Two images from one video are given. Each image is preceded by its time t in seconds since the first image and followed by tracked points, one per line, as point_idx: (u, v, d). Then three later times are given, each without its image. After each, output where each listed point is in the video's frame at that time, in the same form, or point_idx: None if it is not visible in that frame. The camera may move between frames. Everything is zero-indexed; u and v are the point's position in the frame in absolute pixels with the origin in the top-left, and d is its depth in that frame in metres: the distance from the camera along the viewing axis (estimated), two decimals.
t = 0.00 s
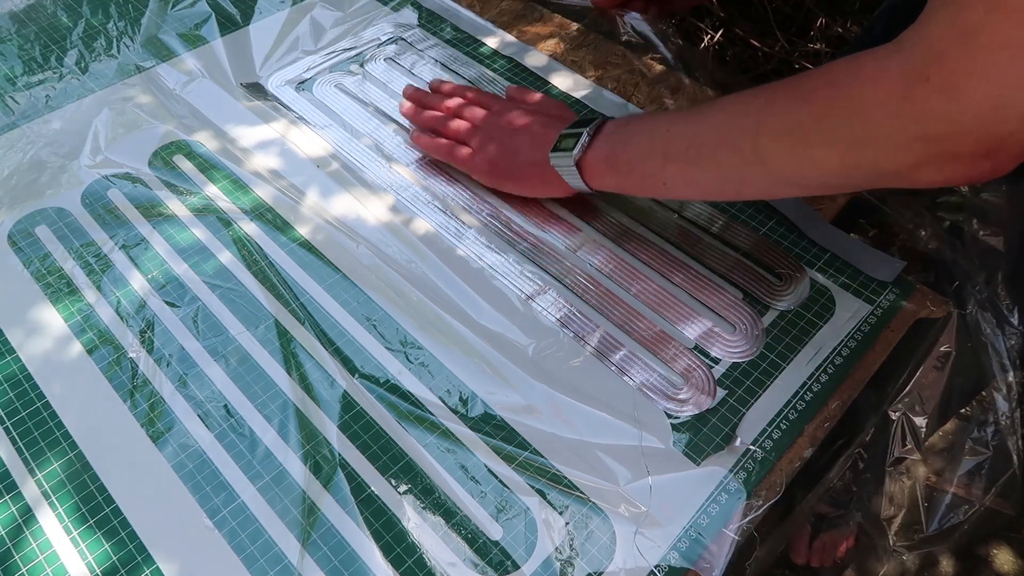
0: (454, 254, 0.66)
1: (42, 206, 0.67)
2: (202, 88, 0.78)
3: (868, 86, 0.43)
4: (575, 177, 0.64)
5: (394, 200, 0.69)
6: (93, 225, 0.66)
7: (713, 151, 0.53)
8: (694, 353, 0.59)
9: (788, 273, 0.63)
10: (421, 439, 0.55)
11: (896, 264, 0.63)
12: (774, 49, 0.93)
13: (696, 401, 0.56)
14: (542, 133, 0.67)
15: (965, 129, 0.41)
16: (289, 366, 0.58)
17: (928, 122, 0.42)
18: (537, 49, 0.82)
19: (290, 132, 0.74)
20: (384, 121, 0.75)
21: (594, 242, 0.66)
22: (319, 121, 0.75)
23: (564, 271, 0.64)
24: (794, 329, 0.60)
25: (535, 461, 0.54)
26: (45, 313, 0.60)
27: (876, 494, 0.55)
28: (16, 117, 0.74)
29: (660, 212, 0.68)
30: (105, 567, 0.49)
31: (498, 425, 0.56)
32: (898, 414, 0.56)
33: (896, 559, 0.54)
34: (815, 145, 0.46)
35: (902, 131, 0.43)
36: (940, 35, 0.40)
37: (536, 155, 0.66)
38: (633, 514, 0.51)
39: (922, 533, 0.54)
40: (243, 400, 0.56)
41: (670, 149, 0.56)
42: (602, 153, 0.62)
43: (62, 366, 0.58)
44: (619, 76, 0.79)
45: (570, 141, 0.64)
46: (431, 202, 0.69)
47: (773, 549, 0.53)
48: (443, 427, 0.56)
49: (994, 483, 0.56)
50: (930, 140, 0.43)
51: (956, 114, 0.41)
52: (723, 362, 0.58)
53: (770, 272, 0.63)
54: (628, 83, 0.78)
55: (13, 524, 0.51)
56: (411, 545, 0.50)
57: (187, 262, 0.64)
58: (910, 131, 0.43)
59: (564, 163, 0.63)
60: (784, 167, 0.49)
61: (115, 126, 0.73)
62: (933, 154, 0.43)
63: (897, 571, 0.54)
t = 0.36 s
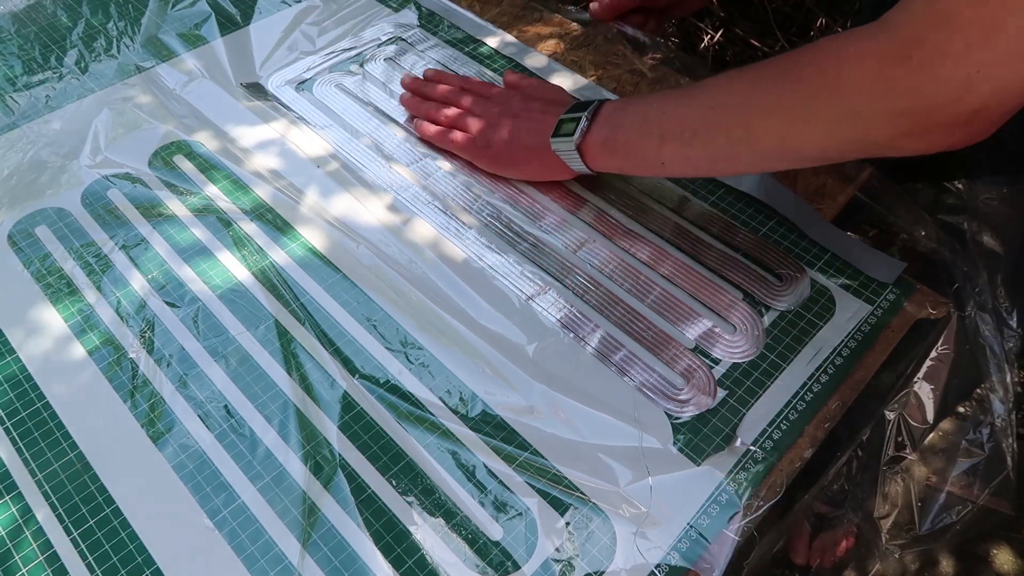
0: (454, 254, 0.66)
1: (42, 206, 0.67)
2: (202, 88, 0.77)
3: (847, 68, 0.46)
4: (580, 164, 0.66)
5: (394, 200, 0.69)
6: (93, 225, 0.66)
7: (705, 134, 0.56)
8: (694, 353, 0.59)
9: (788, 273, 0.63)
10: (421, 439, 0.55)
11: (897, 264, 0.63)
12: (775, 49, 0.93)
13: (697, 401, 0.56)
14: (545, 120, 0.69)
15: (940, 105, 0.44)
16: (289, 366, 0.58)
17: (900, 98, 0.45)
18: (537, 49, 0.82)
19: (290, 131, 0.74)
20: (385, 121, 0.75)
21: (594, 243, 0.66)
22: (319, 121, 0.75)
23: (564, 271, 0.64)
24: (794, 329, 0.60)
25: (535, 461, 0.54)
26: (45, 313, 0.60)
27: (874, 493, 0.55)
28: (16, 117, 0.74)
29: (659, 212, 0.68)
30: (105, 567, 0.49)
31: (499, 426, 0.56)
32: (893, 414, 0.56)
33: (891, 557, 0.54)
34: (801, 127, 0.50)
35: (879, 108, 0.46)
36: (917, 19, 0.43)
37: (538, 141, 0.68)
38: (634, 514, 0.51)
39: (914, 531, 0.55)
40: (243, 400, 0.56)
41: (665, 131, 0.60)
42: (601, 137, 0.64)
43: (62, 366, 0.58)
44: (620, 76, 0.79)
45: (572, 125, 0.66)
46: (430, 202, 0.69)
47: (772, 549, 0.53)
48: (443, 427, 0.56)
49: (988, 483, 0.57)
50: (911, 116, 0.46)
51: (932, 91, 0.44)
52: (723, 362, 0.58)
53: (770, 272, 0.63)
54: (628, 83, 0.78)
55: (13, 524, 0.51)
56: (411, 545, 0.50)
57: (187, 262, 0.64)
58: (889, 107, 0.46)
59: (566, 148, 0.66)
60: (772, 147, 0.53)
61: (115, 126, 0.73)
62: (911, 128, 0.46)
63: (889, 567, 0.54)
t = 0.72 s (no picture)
0: (454, 254, 0.66)
1: (42, 206, 0.67)
2: (202, 88, 0.78)
3: (916, 45, 0.47)
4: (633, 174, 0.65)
5: (395, 201, 0.69)
6: (93, 225, 0.66)
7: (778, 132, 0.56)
8: (695, 354, 0.59)
9: (789, 273, 0.63)
10: (422, 440, 0.55)
11: (897, 265, 0.63)
12: (775, 49, 0.94)
13: (697, 402, 0.56)
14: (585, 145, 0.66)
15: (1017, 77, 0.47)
16: (289, 366, 0.58)
17: (985, 77, 0.47)
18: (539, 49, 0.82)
19: (290, 131, 0.74)
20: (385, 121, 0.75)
21: (594, 243, 0.66)
22: (319, 121, 0.75)
23: (565, 271, 0.64)
24: (794, 329, 0.60)
25: (535, 461, 0.54)
26: (46, 313, 0.60)
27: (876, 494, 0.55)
28: (16, 117, 0.74)
29: (660, 212, 0.67)
30: (105, 567, 0.49)
31: (499, 426, 0.56)
32: (899, 417, 0.56)
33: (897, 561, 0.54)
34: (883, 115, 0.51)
35: (963, 84, 0.48)
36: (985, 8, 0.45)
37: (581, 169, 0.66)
38: (634, 514, 0.51)
39: (926, 538, 0.54)
40: (243, 400, 0.56)
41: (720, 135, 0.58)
42: (655, 143, 0.63)
43: (62, 366, 0.58)
44: (620, 77, 0.79)
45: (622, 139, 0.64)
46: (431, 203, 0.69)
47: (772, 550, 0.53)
48: (444, 427, 0.56)
49: (997, 486, 0.56)
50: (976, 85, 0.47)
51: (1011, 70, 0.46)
52: (723, 362, 0.58)
53: (771, 272, 0.63)
54: (628, 83, 0.78)
55: (13, 524, 0.51)
56: (411, 545, 0.50)
57: (187, 262, 0.64)
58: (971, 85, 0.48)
59: (621, 163, 0.64)
60: (849, 131, 0.53)
61: (116, 126, 0.73)
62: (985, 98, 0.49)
63: (898, 572, 0.54)
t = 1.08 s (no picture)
0: (453, 254, 0.66)
1: (42, 206, 0.67)
2: (201, 87, 0.78)
3: None
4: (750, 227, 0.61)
5: (395, 200, 0.69)
6: (93, 225, 0.66)
7: (900, 157, 0.45)
8: (694, 353, 0.59)
9: (789, 272, 0.63)
10: (421, 439, 0.55)
11: (896, 265, 0.63)
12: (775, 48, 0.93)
13: (697, 401, 0.56)
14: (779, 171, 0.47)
15: None
16: (289, 366, 0.58)
17: None
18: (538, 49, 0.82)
19: (290, 131, 0.74)
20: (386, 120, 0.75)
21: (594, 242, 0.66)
22: (319, 121, 0.75)
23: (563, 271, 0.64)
24: (794, 328, 0.60)
25: (535, 460, 0.54)
26: (45, 313, 0.60)
27: (877, 494, 0.56)
28: (16, 117, 0.74)
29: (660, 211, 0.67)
30: (104, 567, 0.49)
31: (498, 425, 0.56)
32: (901, 418, 0.57)
33: (901, 560, 0.56)
34: None
35: None
36: None
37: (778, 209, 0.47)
38: (633, 513, 0.51)
39: (931, 538, 0.57)
40: (243, 400, 0.56)
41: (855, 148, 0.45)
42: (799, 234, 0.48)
43: (62, 366, 0.58)
44: (620, 77, 0.79)
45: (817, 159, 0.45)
46: (431, 202, 0.69)
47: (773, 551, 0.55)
48: (443, 427, 0.55)
49: (999, 486, 0.59)
50: None
51: None
52: (723, 362, 0.58)
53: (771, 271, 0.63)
54: (628, 83, 0.79)
55: (13, 524, 0.51)
56: (411, 545, 0.50)
57: (187, 262, 0.64)
58: None
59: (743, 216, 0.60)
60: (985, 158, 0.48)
61: (115, 126, 0.73)
62: None
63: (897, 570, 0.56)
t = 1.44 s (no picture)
0: (453, 254, 0.66)
1: (42, 206, 0.67)
2: (202, 87, 0.78)
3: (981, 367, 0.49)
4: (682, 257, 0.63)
5: (394, 200, 0.69)
6: (94, 225, 0.66)
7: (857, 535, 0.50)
8: (693, 353, 0.59)
9: (788, 273, 0.63)
10: (421, 439, 0.55)
11: (895, 265, 0.63)
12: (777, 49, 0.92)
13: (696, 401, 0.56)
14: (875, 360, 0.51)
15: None
16: (289, 366, 0.58)
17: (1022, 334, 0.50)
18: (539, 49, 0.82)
19: (290, 131, 0.74)
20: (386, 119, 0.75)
21: (593, 242, 0.66)
22: (319, 121, 0.75)
23: (563, 270, 0.64)
24: (794, 329, 0.60)
25: (535, 461, 0.54)
26: (46, 313, 0.60)
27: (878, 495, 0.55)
28: (16, 117, 0.74)
29: (660, 212, 0.67)
30: (105, 567, 0.49)
31: (498, 425, 0.56)
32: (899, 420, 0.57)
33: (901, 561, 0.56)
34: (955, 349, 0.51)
35: None
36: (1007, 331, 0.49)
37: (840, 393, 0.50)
38: (633, 514, 0.51)
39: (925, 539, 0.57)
40: (243, 400, 0.56)
41: (964, 332, 0.50)
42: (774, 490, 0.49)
43: (62, 366, 0.58)
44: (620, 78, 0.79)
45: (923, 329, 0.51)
46: (431, 202, 0.69)
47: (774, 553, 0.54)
48: (443, 427, 0.56)
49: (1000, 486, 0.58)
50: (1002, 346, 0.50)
51: None
52: (723, 362, 0.58)
53: (770, 272, 0.63)
54: (628, 84, 0.79)
55: (13, 524, 0.51)
56: (411, 545, 0.50)
57: (187, 262, 0.64)
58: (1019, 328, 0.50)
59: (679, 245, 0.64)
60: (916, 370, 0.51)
61: (116, 126, 0.73)
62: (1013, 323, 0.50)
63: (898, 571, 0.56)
